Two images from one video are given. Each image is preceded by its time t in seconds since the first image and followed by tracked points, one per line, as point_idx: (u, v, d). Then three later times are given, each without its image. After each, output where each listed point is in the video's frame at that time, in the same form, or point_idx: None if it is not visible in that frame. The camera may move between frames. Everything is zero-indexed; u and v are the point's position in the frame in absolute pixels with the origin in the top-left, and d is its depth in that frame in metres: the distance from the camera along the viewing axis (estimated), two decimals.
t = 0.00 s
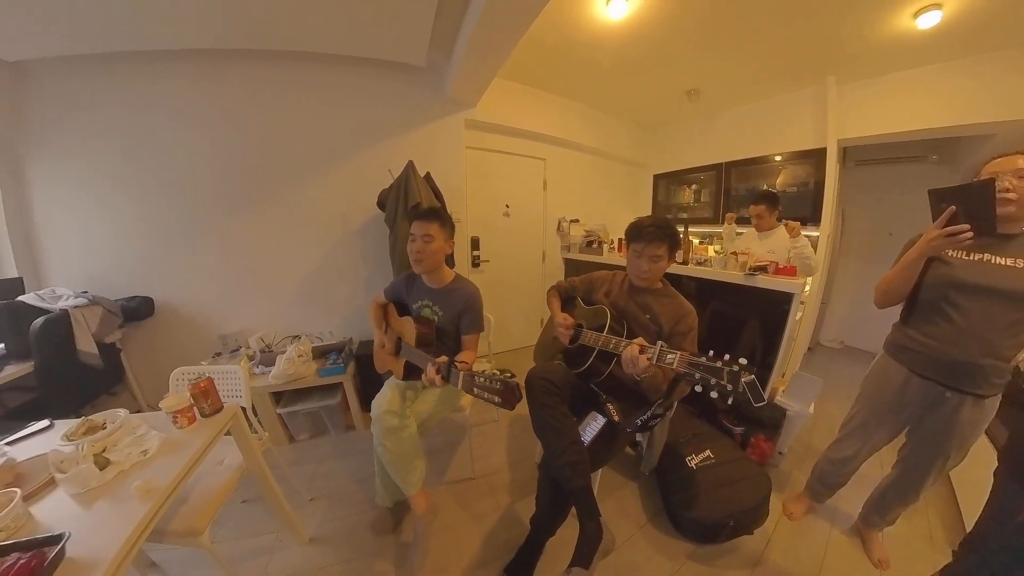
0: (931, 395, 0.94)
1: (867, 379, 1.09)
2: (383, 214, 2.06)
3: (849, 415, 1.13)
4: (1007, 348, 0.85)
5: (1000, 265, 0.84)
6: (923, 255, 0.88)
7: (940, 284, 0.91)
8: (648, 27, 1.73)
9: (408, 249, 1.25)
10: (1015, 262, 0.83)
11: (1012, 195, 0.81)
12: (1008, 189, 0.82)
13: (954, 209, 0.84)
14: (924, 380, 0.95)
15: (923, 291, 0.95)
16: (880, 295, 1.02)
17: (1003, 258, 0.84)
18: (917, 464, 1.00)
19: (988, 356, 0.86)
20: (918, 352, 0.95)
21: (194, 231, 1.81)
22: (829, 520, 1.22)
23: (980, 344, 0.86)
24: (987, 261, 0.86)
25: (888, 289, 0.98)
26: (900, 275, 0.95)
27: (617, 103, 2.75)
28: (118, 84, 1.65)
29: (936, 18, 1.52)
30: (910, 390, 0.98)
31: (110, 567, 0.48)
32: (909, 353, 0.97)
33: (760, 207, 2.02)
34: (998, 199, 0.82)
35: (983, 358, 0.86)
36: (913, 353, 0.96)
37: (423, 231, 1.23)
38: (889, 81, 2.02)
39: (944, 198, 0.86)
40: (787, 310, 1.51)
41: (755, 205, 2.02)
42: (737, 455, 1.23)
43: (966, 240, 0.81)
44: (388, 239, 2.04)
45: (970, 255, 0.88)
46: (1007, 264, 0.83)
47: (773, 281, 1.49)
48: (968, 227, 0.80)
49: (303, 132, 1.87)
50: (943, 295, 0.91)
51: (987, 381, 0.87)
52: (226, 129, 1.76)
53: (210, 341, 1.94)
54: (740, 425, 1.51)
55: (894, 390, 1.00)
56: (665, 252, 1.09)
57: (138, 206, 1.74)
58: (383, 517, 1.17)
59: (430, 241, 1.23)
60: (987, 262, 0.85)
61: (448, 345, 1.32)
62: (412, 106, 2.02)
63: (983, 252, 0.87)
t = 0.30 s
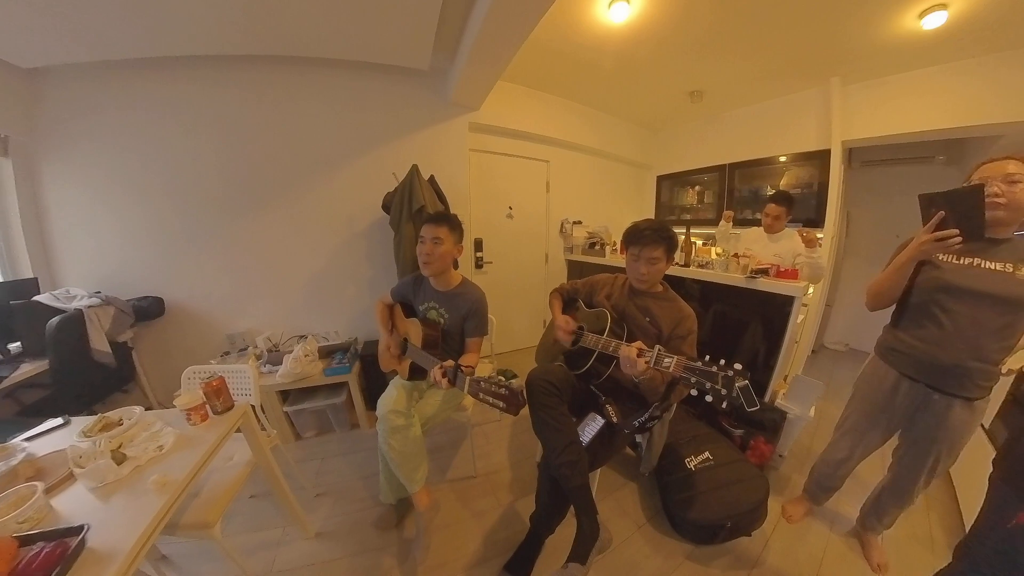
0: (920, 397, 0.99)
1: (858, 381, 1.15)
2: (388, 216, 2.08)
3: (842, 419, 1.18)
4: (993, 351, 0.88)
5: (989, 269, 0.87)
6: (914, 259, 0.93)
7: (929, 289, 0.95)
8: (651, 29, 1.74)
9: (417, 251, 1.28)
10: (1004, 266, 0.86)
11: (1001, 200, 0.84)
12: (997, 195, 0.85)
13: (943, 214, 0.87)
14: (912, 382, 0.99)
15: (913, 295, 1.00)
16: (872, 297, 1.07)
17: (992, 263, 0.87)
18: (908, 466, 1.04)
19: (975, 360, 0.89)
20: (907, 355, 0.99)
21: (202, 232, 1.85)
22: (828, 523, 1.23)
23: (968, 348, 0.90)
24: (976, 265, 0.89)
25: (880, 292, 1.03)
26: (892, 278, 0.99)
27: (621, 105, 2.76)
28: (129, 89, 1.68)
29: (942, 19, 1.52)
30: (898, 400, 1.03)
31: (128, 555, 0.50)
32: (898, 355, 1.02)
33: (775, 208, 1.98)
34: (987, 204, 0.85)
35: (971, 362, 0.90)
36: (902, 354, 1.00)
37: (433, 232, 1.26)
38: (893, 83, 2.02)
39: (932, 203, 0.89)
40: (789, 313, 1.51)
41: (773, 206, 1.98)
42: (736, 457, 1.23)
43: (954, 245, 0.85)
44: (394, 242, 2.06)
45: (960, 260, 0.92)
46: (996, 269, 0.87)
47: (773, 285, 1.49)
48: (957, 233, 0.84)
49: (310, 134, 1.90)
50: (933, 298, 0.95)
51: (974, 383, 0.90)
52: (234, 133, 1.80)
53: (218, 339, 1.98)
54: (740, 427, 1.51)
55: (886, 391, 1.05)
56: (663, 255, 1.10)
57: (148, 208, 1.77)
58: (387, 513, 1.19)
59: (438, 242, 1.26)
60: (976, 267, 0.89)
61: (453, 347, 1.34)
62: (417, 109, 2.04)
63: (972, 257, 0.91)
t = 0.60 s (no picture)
0: (916, 397, 0.99)
1: (857, 382, 1.15)
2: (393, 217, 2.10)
3: (841, 421, 1.18)
4: (988, 352, 0.88)
5: (986, 270, 0.87)
6: (910, 260, 0.93)
7: (926, 290, 0.95)
8: (654, 30, 1.75)
9: (424, 250, 1.29)
10: (1000, 267, 0.86)
11: (996, 200, 0.84)
12: (991, 195, 0.85)
13: (940, 215, 0.87)
14: (910, 383, 0.99)
15: (910, 296, 0.99)
16: (869, 298, 1.06)
17: (988, 264, 0.87)
18: (908, 468, 1.03)
19: (972, 360, 0.90)
20: (904, 356, 0.99)
21: (211, 232, 1.88)
22: (831, 526, 1.23)
23: (965, 349, 0.90)
24: (973, 266, 0.89)
25: (877, 292, 1.02)
26: (889, 279, 0.99)
27: (625, 105, 2.76)
28: (140, 91, 1.72)
29: (948, 17, 1.51)
30: (896, 400, 1.02)
31: (141, 543, 0.52)
32: (895, 356, 1.01)
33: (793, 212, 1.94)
34: (983, 204, 0.85)
35: (967, 363, 0.90)
36: (898, 355, 1.00)
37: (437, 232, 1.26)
38: (899, 82, 2.01)
39: (929, 203, 0.88)
40: (792, 314, 1.51)
41: (790, 207, 1.95)
42: (738, 458, 1.23)
43: (951, 246, 0.85)
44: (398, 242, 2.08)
45: (956, 261, 0.92)
46: (992, 270, 0.86)
47: (776, 285, 1.49)
48: (953, 233, 0.84)
49: (317, 135, 1.92)
50: (929, 299, 0.95)
51: (970, 383, 0.90)
52: (241, 134, 1.82)
53: (227, 337, 2.01)
54: (743, 428, 1.51)
55: (885, 395, 1.04)
56: (664, 257, 1.11)
57: (158, 208, 1.80)
58: (390, 509, 1.21)
59: (444, 242, 1.27)
60: (972, 267, 0.89)
61: (458, 347, 1.36)
62: (421, 110, 2.06)
63: (968, 257, 0.91)
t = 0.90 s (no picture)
0: (917, 399, 0.99)
1: (857, 385, 1.15)
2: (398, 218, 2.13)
3: (842, 424, 1.18)
4: (988, 355, 0.88)
5: (985, 273, 0.87)
6: (910, 263, 0.93)
7: (928, 293, 0.95)
8: (658, 31, 1.75)
9: (432, 252, 1.31)
10: (1000, 270, 0.86)
11: (995, 203, 0.84)
12: (992, 199, 0.85)
13: (941, 219, 0.87)
14: (909, 385, 1.00)
15: (910, 299, 1.00)
16: (870, 301, 1.07)
17: (988, 267, 0.87)
18: (909, 472, 1.03)
19: (971, 364, 0.90)
20: (904, 359, 0.99)
21: (220, 232, 1.91)
22: (833, 530, 1.23)
23: (963, 352, 0.90)
24: (973, 269, 0.89)
25: (877, 294, 1.03)
26: (890, 281, 0.99)
27: (630, 106, 2.76)
28: (152, 94, 1.75)
29: (959, 14, 1.49)
30: (896, 402, 1.03)
31: (156, 532, 0.54)
32: (896, 359, 1.02)
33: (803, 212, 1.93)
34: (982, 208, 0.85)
35: (966, 366, 0.90)
36: (899, 358, 1.01)
37: (445, 236, 1.28)
38: (911, 80, 1.98)
39: (930, 207, 0.89)
40: (797, 316, 1.51)
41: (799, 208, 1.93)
42: (740, 460, 1.23)
43: (952, 250, 0.85)
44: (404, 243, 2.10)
45: (956, 264, 0.91)
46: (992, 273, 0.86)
47: (780, 288, 1.50)
48: (954, 238, 0.84)
49: (324, 136, 1.95)
50: (929, 302, 0.95)
51: (969, 387, 0.91)
52: (248, 137, 1.85)
53: (235, 335, 2.04)
54: (746, 431, 1.51)
55: (889, 399, 1.04)
56: (666, 259, 1.11)
57: (169, 209, 1.84)
58: (394, 506, 1.23)
59: (453, 246, 1.29)
60: (972, 271, 0.89)
61: (462, 347, 1.37)
62: (426, 112, 2.08)
63: (968, 260, 0.91)
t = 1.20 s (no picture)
0: (919, 404, 0.99)
1: (860, 389, 1.15)
2: (404, 220, 2.15)
3: (845, 429, 1.19)
4: (992, 360, 0.88)
5: (991, 277, 0.87)
6: (916, 268, 0.92)
7: (933, 297, 0.94)
8: (662, 32, 1.76)
9: (447, 258, 1.31)
10: (1006, 275, 0.85)
11: (1003, 209, 0.84)
12: (1000, 204, 0.85)
13: (950, 223, 0.87)
14: (913, 391, 1.00)
15: (914, 303, 0.99)
16: (874, 304, 1.06)
17: (994, 271, 0.87)
18: (913, 477, 1.03)
19: (975, 369, 0.90)
20: (907, 363, 0.99)
21: (230, 233, 1.95)
22: (836, 536, 1.22)
23: (968, 358, 0.90)
24: (978, 273, 0.89)
25: (882, 298, 1.02)
26: (895, 285, 0.99)
27: (635, 107, 2.76)
28: (163, 98, 1.79)
29: (969, 12, 1.48)
30: (900, 407, 1.02)
31: (170, 525, 0.56)
32: (900, 363, 1.01)
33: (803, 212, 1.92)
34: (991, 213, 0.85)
35: (971, 371, 0.90)
36: (903, 363, 1.00)
37: (466, 241, 1.29)
38: (926, 78, 1.94)
39: (939, 211, 0.89)
40: (802, 319, 1.51)
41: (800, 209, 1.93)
42: (742, 464, 1.24)
43: (960, 255, 0.85)
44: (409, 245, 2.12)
45: (962, 268, 0.91)
46: (998, 277, 0.86)
47: (786, 291, 1.50)
48: (963, 243, 0.84)
49: (332, 138, 1.98)
50: (934, 307, 0.94)
51: (973, 392, 0.91)
52: (257, 139, 1.89)
53: (244, 334, 2.08)
54: (748, 435, 1.51)
55: (895, 405, 1.03)
56: (671, 264, 1.12)
57: (180, 211, 1.88)
58: (398, 503, 1.24)
59: (472, 251, 1.33)
60: (979, 275, 0.89)
61: (466, 346, 1.39)
62: (432, 114, 2.10)
63: (974, 264, 0.90)
